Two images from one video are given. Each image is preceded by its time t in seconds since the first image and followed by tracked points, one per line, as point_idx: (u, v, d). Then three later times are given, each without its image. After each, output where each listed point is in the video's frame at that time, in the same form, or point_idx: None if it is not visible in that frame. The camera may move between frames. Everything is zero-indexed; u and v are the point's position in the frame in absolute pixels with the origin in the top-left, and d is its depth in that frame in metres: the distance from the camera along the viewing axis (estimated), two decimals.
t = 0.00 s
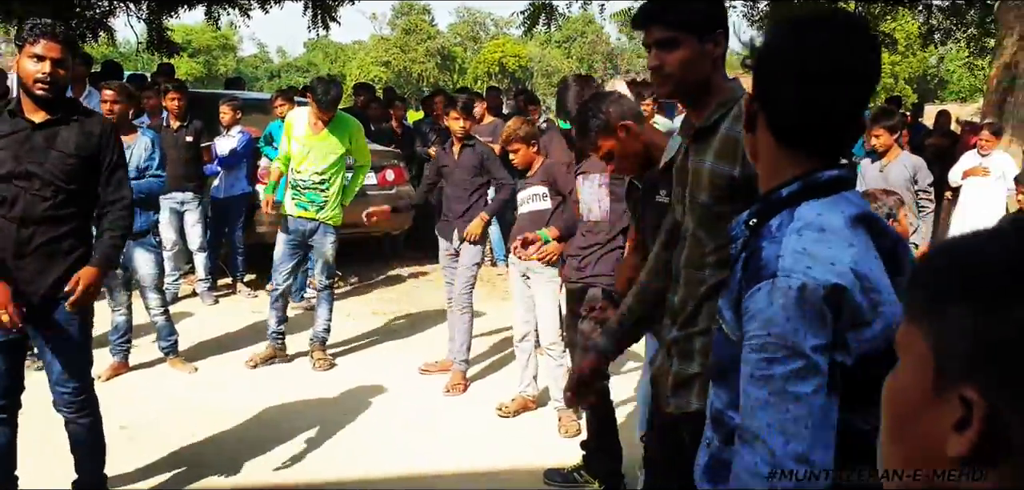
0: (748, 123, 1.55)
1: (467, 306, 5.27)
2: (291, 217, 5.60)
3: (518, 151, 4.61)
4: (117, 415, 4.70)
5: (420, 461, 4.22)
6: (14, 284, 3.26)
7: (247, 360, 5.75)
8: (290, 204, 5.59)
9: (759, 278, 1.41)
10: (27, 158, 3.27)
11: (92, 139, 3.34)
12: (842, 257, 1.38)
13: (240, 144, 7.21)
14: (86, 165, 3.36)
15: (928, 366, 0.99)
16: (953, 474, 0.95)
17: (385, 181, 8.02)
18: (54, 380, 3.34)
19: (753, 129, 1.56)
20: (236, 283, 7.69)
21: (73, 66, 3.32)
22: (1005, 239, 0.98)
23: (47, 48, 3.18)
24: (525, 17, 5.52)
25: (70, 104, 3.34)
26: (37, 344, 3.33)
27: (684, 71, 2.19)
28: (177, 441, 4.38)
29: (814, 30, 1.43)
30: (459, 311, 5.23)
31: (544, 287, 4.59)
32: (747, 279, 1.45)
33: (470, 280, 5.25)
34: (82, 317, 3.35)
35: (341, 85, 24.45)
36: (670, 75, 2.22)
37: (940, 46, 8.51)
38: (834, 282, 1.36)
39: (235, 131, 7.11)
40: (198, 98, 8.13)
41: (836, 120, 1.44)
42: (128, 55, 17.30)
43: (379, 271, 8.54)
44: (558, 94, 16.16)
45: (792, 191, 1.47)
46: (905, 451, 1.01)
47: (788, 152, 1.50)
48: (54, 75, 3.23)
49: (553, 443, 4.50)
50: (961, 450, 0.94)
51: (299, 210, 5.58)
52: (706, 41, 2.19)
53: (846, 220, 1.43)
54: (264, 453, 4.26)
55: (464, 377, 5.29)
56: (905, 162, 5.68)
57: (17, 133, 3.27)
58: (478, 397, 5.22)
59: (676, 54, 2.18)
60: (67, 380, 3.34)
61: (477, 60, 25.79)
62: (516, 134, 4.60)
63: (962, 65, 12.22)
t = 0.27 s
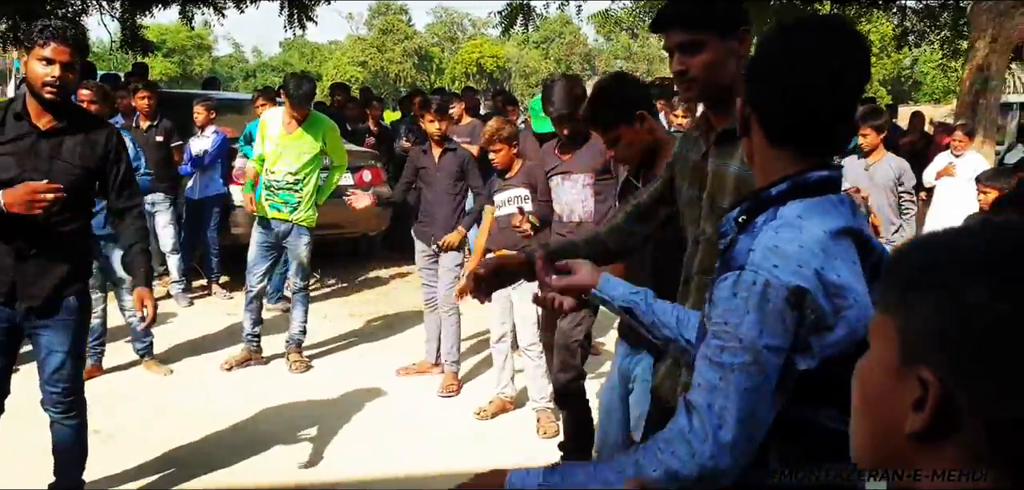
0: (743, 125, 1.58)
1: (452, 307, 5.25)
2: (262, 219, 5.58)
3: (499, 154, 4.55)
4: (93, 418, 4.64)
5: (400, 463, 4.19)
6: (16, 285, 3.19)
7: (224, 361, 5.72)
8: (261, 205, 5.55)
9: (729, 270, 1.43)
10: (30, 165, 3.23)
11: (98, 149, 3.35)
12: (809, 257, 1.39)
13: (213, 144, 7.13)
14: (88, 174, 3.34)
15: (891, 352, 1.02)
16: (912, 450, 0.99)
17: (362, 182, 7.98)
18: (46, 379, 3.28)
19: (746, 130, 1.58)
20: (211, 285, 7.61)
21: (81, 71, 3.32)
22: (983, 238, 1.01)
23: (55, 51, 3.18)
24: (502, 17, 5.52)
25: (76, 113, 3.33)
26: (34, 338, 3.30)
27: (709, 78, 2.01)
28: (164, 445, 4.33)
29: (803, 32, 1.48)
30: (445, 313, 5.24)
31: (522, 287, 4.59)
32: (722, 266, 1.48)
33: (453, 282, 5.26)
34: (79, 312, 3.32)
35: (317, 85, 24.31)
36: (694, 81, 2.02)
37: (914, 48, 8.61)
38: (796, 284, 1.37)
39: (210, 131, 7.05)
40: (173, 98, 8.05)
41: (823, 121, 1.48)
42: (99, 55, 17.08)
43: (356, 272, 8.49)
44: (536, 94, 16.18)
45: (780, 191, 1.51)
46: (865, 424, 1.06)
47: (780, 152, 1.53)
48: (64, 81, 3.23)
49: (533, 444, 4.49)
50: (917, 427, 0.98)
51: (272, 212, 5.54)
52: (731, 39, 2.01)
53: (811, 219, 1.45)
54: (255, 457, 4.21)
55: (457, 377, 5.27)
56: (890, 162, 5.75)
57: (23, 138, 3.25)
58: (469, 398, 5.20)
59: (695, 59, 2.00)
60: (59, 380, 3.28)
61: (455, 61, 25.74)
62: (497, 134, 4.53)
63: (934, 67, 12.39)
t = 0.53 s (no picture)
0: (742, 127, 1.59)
1: (457, 310, 5.27)
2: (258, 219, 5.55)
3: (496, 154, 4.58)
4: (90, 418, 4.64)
5: (396, 463, 4.19)
6: (18, 286, 3.20)
7: (219, 361, 5.72)
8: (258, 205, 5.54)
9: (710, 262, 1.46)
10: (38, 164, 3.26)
11: (105, 150, 3.43)
12: (785, 255, 1.40)
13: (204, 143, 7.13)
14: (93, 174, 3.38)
15: (884, 335, 1.03)
16: (908, 428, 0.99)
17: (358, 182, 7.97)
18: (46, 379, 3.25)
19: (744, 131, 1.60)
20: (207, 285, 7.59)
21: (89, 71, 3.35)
22: (979, 225, 0.98)
23: (65, 53, 3.20)
24: (499, 16, 5.52)
25: (83, 114, 3.40)
26: (33, 338, 3.27)
27: (718, 83, 1.99)
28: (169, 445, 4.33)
29: (800, 36, 1.50)
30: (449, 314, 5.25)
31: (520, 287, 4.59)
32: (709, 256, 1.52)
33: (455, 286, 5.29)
34: (79, 314, 3.31)
35: (313, 85, 24.27)
36: (705, 86, 2.01)
37: (910, 48, 8.61)
38: (769, 280, 1.39)
39: (206, 130, 7.04)
40: (169, 98, 8.03)
41: (817, 126, 1.48)
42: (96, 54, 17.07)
43: (352, 272, 8.47)
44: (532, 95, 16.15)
45: (767, 191, 1.52)
46: (862, 406, 1.05)
47: (775, 153, 1.54)
48: (74, 84, 3.26)
49: (527, 444, 4.49)
50: (907, 408, 0.98)
51: (266, 213, 5.52)
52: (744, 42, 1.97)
53: (793, 217, 1.47)
54: (253, 456, 4.21)
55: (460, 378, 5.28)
56: (891, 165, 5.84)
57: (31, 137, 3.28)
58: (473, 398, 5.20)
59: (706, 65, 1.99)
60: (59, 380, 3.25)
61: (451, 60, 25.71)
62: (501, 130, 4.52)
63: (931, 67, 12.41)
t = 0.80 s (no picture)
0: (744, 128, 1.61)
1: (463, 311, 5.27)
2: (258, 220, 5.56)
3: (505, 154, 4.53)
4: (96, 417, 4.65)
5: (400, 463, 4.20)
6: (28, 284, 3.21)
7: (223, 362, 5.72)
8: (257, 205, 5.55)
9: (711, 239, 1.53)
10: (41, 158, 3.24)
11: (108, 144, 3.37)
12: (765, 251, 1.44)
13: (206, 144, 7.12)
14: (96, 171, 3.36)
15: (886, 320, 1.04)
16: (903, 408, 1.00)
17: (361, 182, 7.98)
18: (52, 376, 3.27)
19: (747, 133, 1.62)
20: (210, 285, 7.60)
21: (89, 70, 3.34)
22: (979, 220, 0.98)
23: (65, 52, 3.20)
24: (502, 15, 5.53)
25: (85, 110, 3.35)
26: (40, 334, 3.29)
27: (720, 86, 1.99)
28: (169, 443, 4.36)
29: (804, 36, 1.52)
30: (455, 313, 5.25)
31: (528, 289, 4.57)
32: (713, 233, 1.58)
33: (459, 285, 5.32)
34: (87, 309, 3.34)
35: (315, 85, 24.29)
36: (706, 91, 2.02)
37: (913, 48, 8.62)
38: (742, 277, 1.44)
39: (208, 130, 7.05)
40: (172, 98, 8.05)
41: (819, 127, 1.50)
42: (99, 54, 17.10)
43: (355, 272, 8.48)
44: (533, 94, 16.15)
45: (771, 192, 1.55)
46: (866, 385, 1.07)
47: (776, 155, 1.56)
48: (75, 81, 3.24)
49: (528, 444, 4.50)
50: (903, 390, 0.99)
51: (266, 214, 5.54)
52: (745, 46, 1.96)
53: (785, 215, 1.48)
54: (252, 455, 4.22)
55: (463, 378, 5.29)
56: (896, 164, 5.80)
57: (34, 134, 3.25)
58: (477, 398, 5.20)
59: (707, 68, 1.99)
60: (66, 376, 3.27)
61: (453, 60, 25.72)
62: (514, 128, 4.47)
63: (934, 68, 12.40)
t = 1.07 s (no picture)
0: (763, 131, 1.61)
1: (478, 312, 5.27)
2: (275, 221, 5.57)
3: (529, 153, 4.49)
4: (114, 416, 4.71)
5: (413, 462, 4.22)
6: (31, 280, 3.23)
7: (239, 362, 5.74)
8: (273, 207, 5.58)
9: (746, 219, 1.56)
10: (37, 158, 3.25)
11: (102, 140, 3.34)
12: (783, 243, 1.46)
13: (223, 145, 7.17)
14: (93, 170, 3.34)
15: (867, 315, 1.12)
16: (883, 402, 1.08)
17: (376, 183, 8.01)
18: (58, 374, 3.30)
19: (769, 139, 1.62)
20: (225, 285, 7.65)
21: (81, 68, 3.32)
22: (950, 222, 1.08)
23: (52, 52, 3.18)
24: (516, 17, 5.53)
25: (79, 107, 3.34)
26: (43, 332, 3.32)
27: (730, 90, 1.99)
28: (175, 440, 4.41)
29: (818, 38, 1.52)
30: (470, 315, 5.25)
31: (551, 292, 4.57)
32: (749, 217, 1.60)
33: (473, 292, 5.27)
34: (90, 306, 3.36)
35: (331, 86, 24.40)
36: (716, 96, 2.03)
37: (929, 47, 8.56)
38: (755, 270, 1.47)
39: (224, 132, 7.09)
40: (189, 99, 8.10)
41: (836, 127, 1.50)
42: (116, 54, 17.24)
43: (369, 272, 8.52)
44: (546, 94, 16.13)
45: (796, 191, 1.54)
46: (845, 382, 1.15)
47: (798, 160, 1.55)
48: (63, 78, 3.23)
49: (541, 445, 4.50)
50: (884, 383, 1.07)
51: (283, 215, 5.56)
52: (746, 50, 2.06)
53: (805, 211, 1.49)
54: (268, 454, 4.24)
55: (477, 379, 5.30)
56: (917, 165, 5.71)
57: (29, 134, 3.27)
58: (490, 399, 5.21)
59: (712, 73, 2.11)
60: (72, 373, 3.30)
61: (468, 61, 25.75)
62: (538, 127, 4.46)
63: (950, 68, 12.30)
